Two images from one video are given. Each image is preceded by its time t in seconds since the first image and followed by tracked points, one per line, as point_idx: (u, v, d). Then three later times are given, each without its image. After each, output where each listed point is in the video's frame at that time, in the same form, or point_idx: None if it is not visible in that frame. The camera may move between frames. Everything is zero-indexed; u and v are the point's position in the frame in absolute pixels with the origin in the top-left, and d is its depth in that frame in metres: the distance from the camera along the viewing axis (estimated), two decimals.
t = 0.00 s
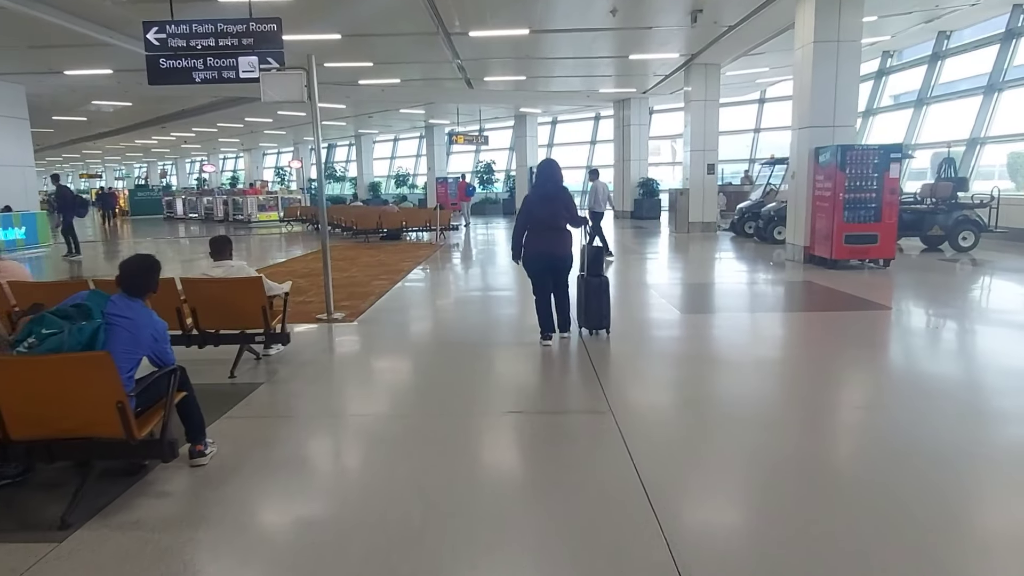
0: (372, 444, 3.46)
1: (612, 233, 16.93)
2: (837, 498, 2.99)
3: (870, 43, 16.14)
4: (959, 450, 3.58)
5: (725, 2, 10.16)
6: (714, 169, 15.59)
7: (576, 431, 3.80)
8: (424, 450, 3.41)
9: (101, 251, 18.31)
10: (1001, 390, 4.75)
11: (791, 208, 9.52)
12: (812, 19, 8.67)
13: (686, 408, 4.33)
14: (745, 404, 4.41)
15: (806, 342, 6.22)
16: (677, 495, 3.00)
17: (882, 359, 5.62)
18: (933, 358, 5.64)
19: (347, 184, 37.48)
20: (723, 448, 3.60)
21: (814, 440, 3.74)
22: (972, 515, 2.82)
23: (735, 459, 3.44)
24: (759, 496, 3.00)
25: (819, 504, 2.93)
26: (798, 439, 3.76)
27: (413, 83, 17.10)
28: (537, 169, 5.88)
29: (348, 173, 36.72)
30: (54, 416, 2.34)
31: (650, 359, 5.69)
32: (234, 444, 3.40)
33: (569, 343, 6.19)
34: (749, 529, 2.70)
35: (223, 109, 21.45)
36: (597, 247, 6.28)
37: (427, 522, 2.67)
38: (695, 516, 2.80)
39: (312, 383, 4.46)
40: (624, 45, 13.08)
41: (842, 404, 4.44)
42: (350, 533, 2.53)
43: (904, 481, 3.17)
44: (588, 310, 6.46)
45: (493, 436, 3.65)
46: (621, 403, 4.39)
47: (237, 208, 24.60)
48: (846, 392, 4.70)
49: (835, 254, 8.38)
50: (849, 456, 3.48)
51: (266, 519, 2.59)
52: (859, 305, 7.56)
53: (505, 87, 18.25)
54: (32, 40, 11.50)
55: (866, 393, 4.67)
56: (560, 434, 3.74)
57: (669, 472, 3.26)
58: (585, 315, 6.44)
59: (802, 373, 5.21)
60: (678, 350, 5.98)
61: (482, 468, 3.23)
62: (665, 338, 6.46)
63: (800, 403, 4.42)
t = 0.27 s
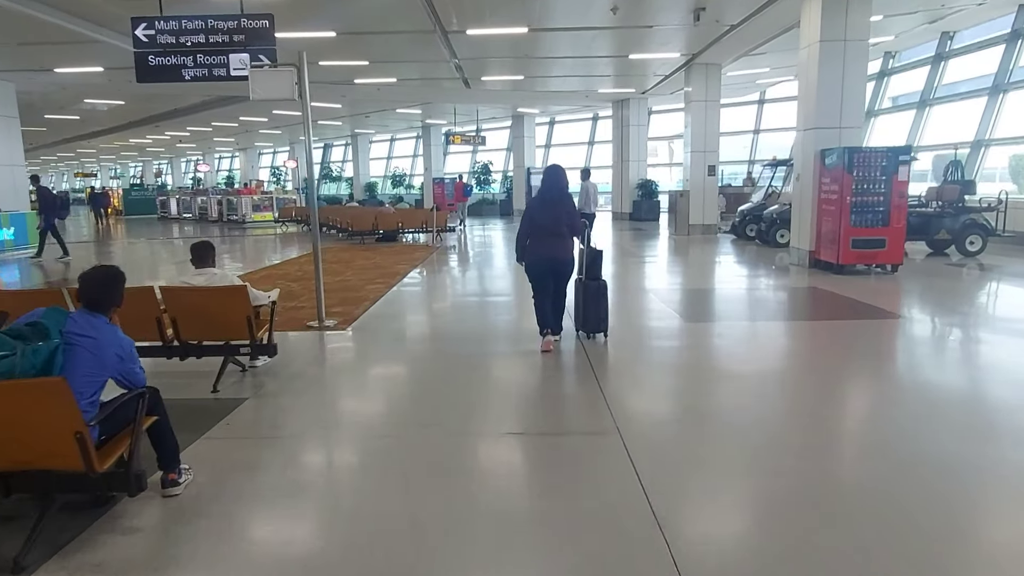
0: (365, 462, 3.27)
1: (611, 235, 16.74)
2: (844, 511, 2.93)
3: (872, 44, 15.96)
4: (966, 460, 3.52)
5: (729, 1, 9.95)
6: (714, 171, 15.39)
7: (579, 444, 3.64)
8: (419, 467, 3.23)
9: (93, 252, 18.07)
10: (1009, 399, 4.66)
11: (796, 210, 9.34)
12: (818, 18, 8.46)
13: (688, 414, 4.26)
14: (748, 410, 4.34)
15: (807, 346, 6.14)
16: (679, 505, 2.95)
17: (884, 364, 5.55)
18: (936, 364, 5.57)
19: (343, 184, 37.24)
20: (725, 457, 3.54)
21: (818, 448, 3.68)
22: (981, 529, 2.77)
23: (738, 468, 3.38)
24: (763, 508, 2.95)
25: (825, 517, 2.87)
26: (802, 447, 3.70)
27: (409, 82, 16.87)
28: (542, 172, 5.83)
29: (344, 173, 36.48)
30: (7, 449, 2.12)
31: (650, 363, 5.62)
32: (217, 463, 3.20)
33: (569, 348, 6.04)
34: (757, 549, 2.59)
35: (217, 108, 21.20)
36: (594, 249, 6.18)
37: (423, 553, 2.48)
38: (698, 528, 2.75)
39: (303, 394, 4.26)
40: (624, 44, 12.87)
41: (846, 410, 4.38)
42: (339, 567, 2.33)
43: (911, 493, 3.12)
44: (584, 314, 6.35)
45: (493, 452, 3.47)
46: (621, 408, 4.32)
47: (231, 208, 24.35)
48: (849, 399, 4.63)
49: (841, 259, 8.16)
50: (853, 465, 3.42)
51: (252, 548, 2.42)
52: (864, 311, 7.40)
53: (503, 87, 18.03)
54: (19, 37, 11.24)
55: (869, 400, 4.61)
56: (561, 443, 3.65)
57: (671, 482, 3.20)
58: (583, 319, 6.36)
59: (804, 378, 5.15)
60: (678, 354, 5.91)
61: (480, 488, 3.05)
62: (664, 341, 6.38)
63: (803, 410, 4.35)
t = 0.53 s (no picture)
0: (351, 475, 3.06)
1: (607, 235, 16.55)
2: (848, 510, 2.85)
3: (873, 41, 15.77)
4: (972, 459, 3.43)
5: None
6: (714, 170, 15.18)
7: (578, 451, 3.46)
8: (408, 480, 3.03)
9: (84, 252, 17.82)
10: (1011, 397, 4.57)
11: (798, 209, 9.13)
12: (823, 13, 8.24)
13: (686, 413, 4.16)
14: (747, 409, 4.25)
15: (807, 345, 6.05)
16: (678, 506, 2.87)
17: (886, 363, 5.46)
18: (939, 363, 5.48)
19: (338, 184, 36.99)
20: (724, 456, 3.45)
21: (819, 447, 3.59)
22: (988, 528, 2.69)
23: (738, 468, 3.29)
24: (764, 507, 2.87)
25: (829, 517, 2.79)
26: (802, 446, 3.60)
27: (404, 80, 16.63)
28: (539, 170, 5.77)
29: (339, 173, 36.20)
30: None
31: (646, 363, 5.51)
32: (192, 477, 2.99)
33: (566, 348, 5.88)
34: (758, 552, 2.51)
35: (210, 106, 20.96)
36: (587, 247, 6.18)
37: None
38: (697, 528, 2.67)
39: (287, 401, 4.04)
40: (621, 41, 12.65)
41: (847, 410, 4.28)
42: None
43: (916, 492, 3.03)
44: (579, 311, 6.38)
45: (487, 462, 3.27)
46: (617, 407, 4.23)
47: (224, 208, 24.10)
48: (851, 398, 4.54)
49: (846, 260, 7.95)
50: (856, 464, 3.34)
51: None
52: (868, 313, 7.20)
53: (499, 85, 17.80)
54: (3, 32, 10.98)
55: (871, 399, 4.52)
56: (557, 446, 3.53)
57: (669, 481, 3.11)
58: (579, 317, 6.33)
59: (804, 377, 5.05)
60: (676, 354, 5.80)
61: (474, 502, 2.85)
62: (661, 340, 6.28)
63: (803, 409, 4.26)
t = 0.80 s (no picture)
0: (330, 493, 2.82)
1: (605, 236, 16.34)
2: (855, 512, 2.73)
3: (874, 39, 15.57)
4: (977, 459, 3.33)
5: None
6: (714, 169, 14.96)
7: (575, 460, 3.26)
8: (393, 496, 2.80)
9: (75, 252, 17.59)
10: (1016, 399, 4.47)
11: (802, 209, 8.90)
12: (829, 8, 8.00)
13: (686, 415, 4.04)
14: (747, 412, 4.13)
15: (808, 347, 5.93)
16: (677, 507, 2.76)
17: (889, 365, 5.33)
18: (943, 364, 5.35)
19: (334, 184, 36.74)
20: (725, 458, 3.33)
21: (823, 449, 3.47)
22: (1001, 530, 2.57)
23: (740, 469, 3.17)
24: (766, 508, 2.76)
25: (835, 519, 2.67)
26: (805, 448, 3.49)
27: (399, 79, 16.39)
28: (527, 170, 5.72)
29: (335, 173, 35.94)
30: None
31: (644, 364, 5.39)
32: (157, 498, 2.75)
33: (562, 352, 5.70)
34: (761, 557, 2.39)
35: (203, 105, 20.70)
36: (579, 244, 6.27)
37: None
38: (697, 529, 2.58)
39: (268, 412, 3.80)
40: (620, 38, 12.42)
41: (851, 412, 4.16)
42: None
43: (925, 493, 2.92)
44: (573, 312, 6.32)
45: (479, 476, 3.04)
46: (613, 409, 4.13)
47: (218, 208, 23.83)
48: (854, 400, 4.42)
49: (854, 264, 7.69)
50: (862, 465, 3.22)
51: None
52: (874, 318, 6.95)
53: (496, 84, 17.57)
54: None
55: (875, 402, 4.40)
56: (554, 450, 3.38)
57: (667, 482, 3.00)
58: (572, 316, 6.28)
59: (805, 379, 4.93)
60: (674, 355, 5.69)
61: (462, 522, 2.62)
62: (659, 341, 6.15)
63: (803, 410, 4.16)
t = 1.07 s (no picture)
0: (315, 517, 2.64)
1: (605, 236, 16.14)
2: (854, 518, 2.72)
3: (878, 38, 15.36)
4: (980, 465, 3.30)
5: None
6: (716, 170, 14.74)
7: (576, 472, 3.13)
8: (382, 523, 2.60)
9: (68, 253, 17.37)
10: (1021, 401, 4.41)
11: (808, 212, 8.69)
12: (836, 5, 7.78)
13: (687, 418, 4.00)
14: (749, 415, 4.09)
15: (812, 348, 5.86)
16: (678, 512, 2.75)
17: (894, 366, 5.27)
18: (950, 367, 5.25)
19: (332, 184, 36.51)
20: (725, 462, 3.31)
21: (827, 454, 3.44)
22: (1002, 536, 2.56)
23: (741, 474, 3.15)
24: (767, 513, 2.75)
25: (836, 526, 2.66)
26: (806, 451, 3.46)
27: (397, 77, 16.17)
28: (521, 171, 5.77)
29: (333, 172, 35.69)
30: None
31: (645, 365, 5.34)
32: (126, 527, 2.54)
33: (564, 355, 5.64)
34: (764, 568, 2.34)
35: (199, 103, 20.47)
36: (575, 248, 6.40)
37: None
38: (697, 537, 2.54)
39: (253, 425, 3.58)
40: (621, 36, 12.21)
41: (855, 416, 4.09)
42: None
43: (927, 498, 2.90)
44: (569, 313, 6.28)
45: (475, 498, 2.83)
46: (614, 412, 4.07)
47: (213, 208, 23.61)
48: (858, 403, 4.38)
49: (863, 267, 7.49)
50: (865, 471, 3.20)
51: None
52: (882, 325, 6.65)
53: (495, 83, 17.33)
54: None
55: (879, 404, 4.36)
56: (555, 465, 3.21)
57: (669, 488, 2.97)
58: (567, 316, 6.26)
59: (807, 380, 4.89)
60: (675, 355, 5.64)
61: (456, 550, 2.43)
62: (660, 343, 6.09)
63: (805, 414, 4.11)
